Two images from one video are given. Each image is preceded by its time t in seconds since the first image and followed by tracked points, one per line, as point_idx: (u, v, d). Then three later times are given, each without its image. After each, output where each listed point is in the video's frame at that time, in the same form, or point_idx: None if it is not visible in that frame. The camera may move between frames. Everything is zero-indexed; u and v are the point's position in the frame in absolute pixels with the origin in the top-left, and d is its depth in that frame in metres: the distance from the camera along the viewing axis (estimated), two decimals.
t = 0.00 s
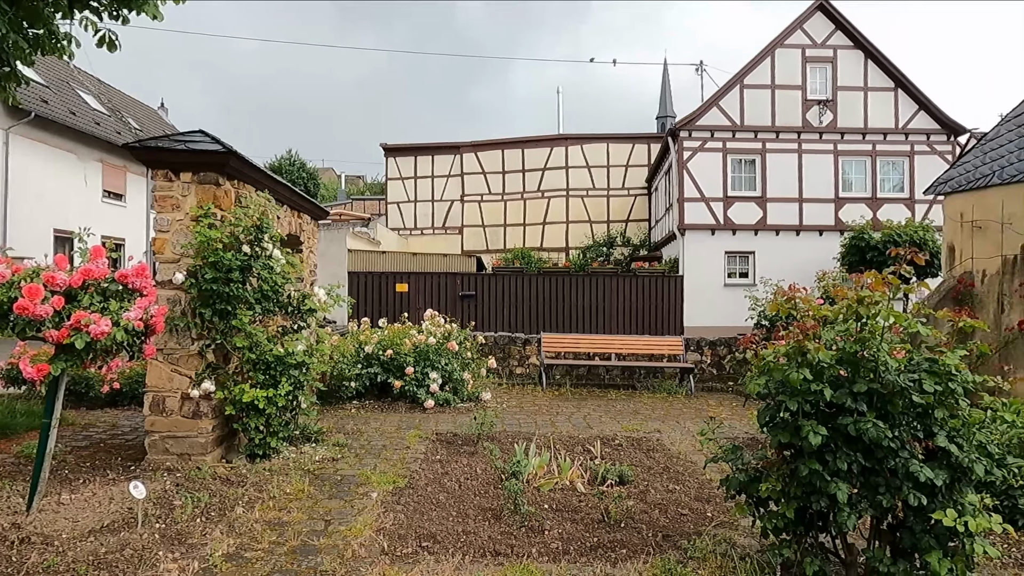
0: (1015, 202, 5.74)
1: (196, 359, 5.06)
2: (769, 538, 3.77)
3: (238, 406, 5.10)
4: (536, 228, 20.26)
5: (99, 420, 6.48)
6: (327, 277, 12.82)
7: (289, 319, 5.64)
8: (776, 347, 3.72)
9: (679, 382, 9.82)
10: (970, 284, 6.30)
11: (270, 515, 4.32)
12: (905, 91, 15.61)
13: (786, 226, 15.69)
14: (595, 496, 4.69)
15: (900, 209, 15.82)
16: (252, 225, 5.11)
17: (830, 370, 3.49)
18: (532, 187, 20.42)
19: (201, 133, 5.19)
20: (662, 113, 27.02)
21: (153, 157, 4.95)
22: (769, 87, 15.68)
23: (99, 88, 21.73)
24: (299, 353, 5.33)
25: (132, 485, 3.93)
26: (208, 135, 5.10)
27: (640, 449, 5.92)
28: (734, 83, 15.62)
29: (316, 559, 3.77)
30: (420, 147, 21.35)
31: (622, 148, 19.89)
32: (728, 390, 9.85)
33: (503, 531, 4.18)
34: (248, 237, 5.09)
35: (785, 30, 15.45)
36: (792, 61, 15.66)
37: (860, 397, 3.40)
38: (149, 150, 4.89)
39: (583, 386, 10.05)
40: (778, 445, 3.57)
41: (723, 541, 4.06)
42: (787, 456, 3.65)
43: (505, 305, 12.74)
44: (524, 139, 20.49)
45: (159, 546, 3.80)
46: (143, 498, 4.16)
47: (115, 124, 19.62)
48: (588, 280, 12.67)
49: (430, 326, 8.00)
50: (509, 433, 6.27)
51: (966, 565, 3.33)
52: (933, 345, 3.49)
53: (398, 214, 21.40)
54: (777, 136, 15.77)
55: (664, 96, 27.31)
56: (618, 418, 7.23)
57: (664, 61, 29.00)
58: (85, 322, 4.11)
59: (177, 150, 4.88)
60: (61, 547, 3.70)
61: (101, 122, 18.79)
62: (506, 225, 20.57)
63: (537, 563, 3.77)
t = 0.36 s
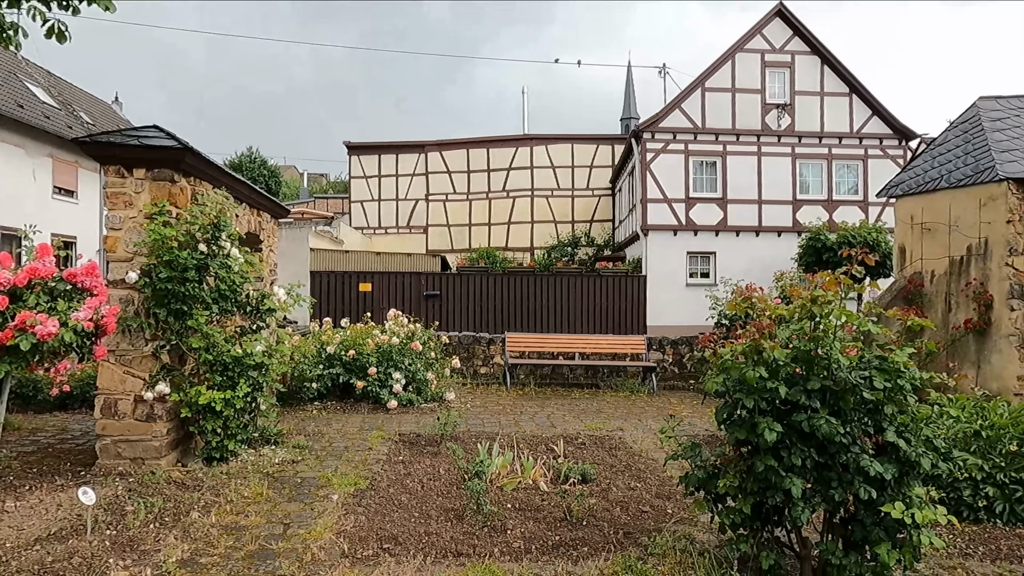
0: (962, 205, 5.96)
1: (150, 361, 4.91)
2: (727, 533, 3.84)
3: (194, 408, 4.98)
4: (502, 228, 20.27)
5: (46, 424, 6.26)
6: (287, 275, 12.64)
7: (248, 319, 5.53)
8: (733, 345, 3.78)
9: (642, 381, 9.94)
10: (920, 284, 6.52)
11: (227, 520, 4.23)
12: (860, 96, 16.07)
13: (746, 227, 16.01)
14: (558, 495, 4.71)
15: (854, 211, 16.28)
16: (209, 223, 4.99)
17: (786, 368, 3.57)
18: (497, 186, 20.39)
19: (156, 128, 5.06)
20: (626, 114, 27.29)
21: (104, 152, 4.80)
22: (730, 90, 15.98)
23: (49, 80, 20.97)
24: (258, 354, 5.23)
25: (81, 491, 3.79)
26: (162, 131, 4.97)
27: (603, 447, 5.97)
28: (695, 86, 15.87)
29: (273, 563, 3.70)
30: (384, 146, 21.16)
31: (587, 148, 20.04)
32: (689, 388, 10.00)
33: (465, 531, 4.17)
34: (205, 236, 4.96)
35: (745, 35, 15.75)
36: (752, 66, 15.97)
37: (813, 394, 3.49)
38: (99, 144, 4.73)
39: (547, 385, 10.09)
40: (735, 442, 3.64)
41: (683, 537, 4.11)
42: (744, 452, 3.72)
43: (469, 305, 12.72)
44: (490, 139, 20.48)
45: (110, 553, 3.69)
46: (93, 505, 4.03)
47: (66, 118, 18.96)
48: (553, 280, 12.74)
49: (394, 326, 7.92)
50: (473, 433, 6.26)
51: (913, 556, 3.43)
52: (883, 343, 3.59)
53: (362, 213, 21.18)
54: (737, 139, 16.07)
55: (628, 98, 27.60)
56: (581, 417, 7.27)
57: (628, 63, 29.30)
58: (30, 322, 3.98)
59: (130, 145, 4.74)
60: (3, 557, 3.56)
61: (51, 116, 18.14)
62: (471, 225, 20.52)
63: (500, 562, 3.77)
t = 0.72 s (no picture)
0: (928, 210, 6.10)
1: (118, 365, 4.82)
2: (699, 534, 3.87)
3: (163, 413, 4.89)
4: (478, 230, 20.26)
5: (9, 430, 6.10)
6: (261, 278, 12.47)
7: (219, 323, 5.45)
8: (705, 347, 3.83)
9: (617, 383, 10.01)
10: (888, 287, 6.66)
11: (197, 526, 4.15)
12: (829, 103, 16.38)
13: (719, 230, 16.21)
14: (533, 498, 4.71)
15: (824, 215, 16.58)
16: (179, 224, 4.91)
17: (757, 370, 3.62)
18: (473, 189, 20.37)
19: (125, 128, 4.97)
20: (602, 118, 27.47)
21: (70, 152, 4.70)
22: (704, 95, 16.18)
23: (14, 78, 20.47)
24: (229, 358, 5.15)
25: (45, 499, 3.70)
26: (131, 131, 4.88)
27: (578, 449, 5.99)
28: (670, 91, 16.04)
29: (244, 570, 3.64)
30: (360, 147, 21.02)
31: (564, 151, 20.13)
32: (664, 390, 10.09)
33: (440, 535, 4.15)
34: (175, 238, 4.88)
35: (718, 41, 15.97)
36: (726, 71, 16.19)
37: (783, 395, 3.54)
38: (66, 144, 4.63)
39: (523, 388, 10.11)
40: (707, 443, 3.69)
41: (656, 538, 4.14)
42: (716, 453, 3.76)
43: (445, 307, 12.69)
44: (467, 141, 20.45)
45: (75, 562, 3.60)
46: (57, 513, 3.93)
47: (31, 117, 18.52)
48: (529, 282, 12.77)
49: (369, 329, 7.86)
50: (448, 436, 6.24)
51: (880, 554, 3.50)
52: (851, 345, 3.65)
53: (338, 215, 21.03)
54: (711, 144, 16.28)
55: (604, 102, 27.78)
56: (557, 419, 7.29)
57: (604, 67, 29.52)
58: None
59: (97, 144, 4.64)
60: None
61: (16, 114, 17.70)
62: (447, 227, 20.46)
63: (474, 565, 3.76)
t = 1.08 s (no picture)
0: (897, 215, 6.23)
1: (86, 370, 4.73)
2: (674, 536, 3.90)
3: (133, 419, 4.80)
4: (455, 234, 20.23)
5: None
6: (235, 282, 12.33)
7: (191, 327, 5.37)
8: (679, 351, 3.86)
9: (593, 386, 10.05)
10: (858, 290, 6.78)
11: (167, 535, 4.07)
12: (801, 109, 16.67)
13: (695, 235, 16.38)
14: (509, 501, 4.71)
15: (797, 220, 16.85)
16: (150, 227, 4.82)
17: (730, 373, 3.65)
18: (451, 192, 20.32)
19: (93, 128, 4.87)
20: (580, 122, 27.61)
21: (36, 152, 4.61)
22: (679, 101, 16.35)
23: None
24: (201, 362, 5.06)
25: (8, 509, 3.60)
26: (99, 131, 4.79)
27: (555, 452, 6.00)
28: (646, 96, 16.18)
29: None
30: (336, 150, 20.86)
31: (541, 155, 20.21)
32: (639, 393, 10.16)
33: (415, 540, 4.13)
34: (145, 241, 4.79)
35: (693, 48, 16.16)
36: (700, 78, 16.39)
37: (755, 398, 3.58)
38: (31, 144, 4.53)
39: (500, 391, 10.10)
40: (680, 446, 3.72)
41: (631, 540, 4.16)
42: (690, 456, 3.79)
43: (422, 311, 12.63)
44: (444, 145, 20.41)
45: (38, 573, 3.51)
46: (20, 523, 3.83)
47: None
48: (507, 286, 12.78)
49: (344, 333, 7.78)
50: (424, 440, 6.21)
51: (850, 554, 3.56)
52: (821, 348, 3.71)
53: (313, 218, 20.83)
54: (686, 149, 16.45)
55: (581, 106, 27.95)
56: (534, 423, 7.30)
57: (581, 72, 29.72)
58: None
59: (64, 145, 4.54)
60: None
61: None
62: (424, 231, 20.40)
63: (449, 570, 3.75)
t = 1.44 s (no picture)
0: (863, 216, 6.36)
1: (47, 371, 4.60)
2: (645, 533, 3.94)
3: (97, 421, 4.69)
4: (429, 233, 20.14)
5: None
6: (204, 280, 11.84)
7: (158, 327, 5.27)
8: (650, 349, 3.89)
9: (567, 385, 10.10)
10: (826, 290, 6.90)
11: (131, 539, 3.99)
12: (771, 111, 16.95)
13: (668, 234, 16.54)
14: (482, 501, 4.70)
15: (767, 220, 17.10)
16: (114, 225, 4.72)
17: (699, 371, 3.69)
18: (425, 191, 20.23)
19: (55, 122, 4.75)
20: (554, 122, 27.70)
21: None
22: (652, 102, 16.49)
23: None
24: (168, 363, 4.97)
25: None
26: (62, 126, 4.67)
27: (528, 451, 6.01)
28: (619, 97, 16.29)
29: None
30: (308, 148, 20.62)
31: (515, 154, 20.24)
32: (613, 392, 10.23)
33: (387, 541, 4.10)
34: (109, 239, 4.68)
35: (666, 49, 16.31)
36: (673, 79, 16.54)
37: (725, 396, 3.62)
38: None
39: (474, 391, 10.09)
40: (651, 444, 3.75)
41: (603, 538, 4.19)
42: (660, 453, 3.83)
43: (395, 311, 12.56)
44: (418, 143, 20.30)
45: None
46: None
47: None
48: (481, 285, 12.78)
49: (317, 333, 7.69)
50: (397, 440, 6.17)
51: (816, 548, 3.62)
52: (789, 346, 3.77)
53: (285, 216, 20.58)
54: (659, 149, 16.60)
55: (555, 106, 28.04)
56: (507, 422, 7.30)
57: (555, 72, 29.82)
58: None
59: (24, 139, 4.42)
60: None
61: None
62: (398, 229, 20.27)
63: (420, 570, 3.73)
